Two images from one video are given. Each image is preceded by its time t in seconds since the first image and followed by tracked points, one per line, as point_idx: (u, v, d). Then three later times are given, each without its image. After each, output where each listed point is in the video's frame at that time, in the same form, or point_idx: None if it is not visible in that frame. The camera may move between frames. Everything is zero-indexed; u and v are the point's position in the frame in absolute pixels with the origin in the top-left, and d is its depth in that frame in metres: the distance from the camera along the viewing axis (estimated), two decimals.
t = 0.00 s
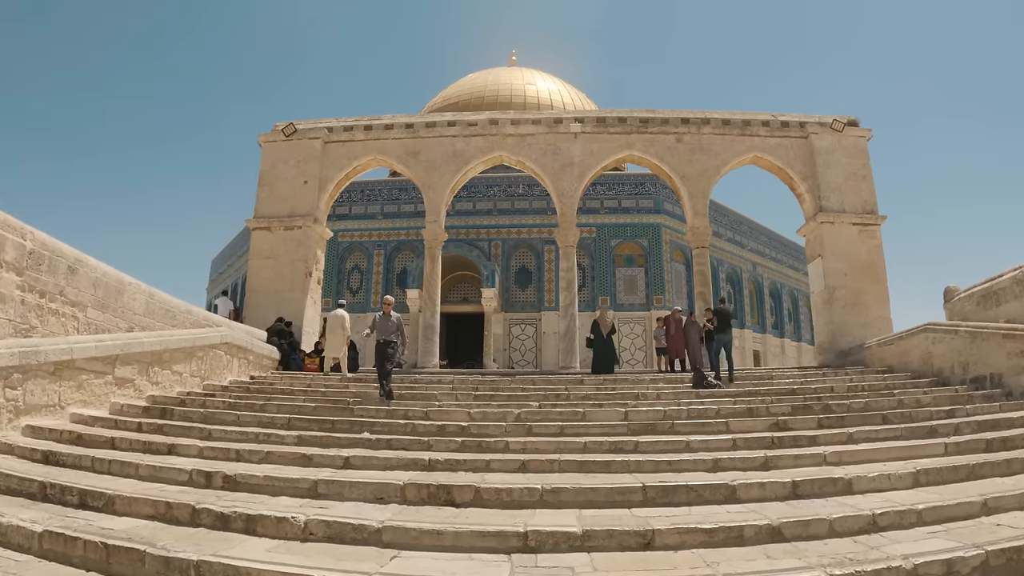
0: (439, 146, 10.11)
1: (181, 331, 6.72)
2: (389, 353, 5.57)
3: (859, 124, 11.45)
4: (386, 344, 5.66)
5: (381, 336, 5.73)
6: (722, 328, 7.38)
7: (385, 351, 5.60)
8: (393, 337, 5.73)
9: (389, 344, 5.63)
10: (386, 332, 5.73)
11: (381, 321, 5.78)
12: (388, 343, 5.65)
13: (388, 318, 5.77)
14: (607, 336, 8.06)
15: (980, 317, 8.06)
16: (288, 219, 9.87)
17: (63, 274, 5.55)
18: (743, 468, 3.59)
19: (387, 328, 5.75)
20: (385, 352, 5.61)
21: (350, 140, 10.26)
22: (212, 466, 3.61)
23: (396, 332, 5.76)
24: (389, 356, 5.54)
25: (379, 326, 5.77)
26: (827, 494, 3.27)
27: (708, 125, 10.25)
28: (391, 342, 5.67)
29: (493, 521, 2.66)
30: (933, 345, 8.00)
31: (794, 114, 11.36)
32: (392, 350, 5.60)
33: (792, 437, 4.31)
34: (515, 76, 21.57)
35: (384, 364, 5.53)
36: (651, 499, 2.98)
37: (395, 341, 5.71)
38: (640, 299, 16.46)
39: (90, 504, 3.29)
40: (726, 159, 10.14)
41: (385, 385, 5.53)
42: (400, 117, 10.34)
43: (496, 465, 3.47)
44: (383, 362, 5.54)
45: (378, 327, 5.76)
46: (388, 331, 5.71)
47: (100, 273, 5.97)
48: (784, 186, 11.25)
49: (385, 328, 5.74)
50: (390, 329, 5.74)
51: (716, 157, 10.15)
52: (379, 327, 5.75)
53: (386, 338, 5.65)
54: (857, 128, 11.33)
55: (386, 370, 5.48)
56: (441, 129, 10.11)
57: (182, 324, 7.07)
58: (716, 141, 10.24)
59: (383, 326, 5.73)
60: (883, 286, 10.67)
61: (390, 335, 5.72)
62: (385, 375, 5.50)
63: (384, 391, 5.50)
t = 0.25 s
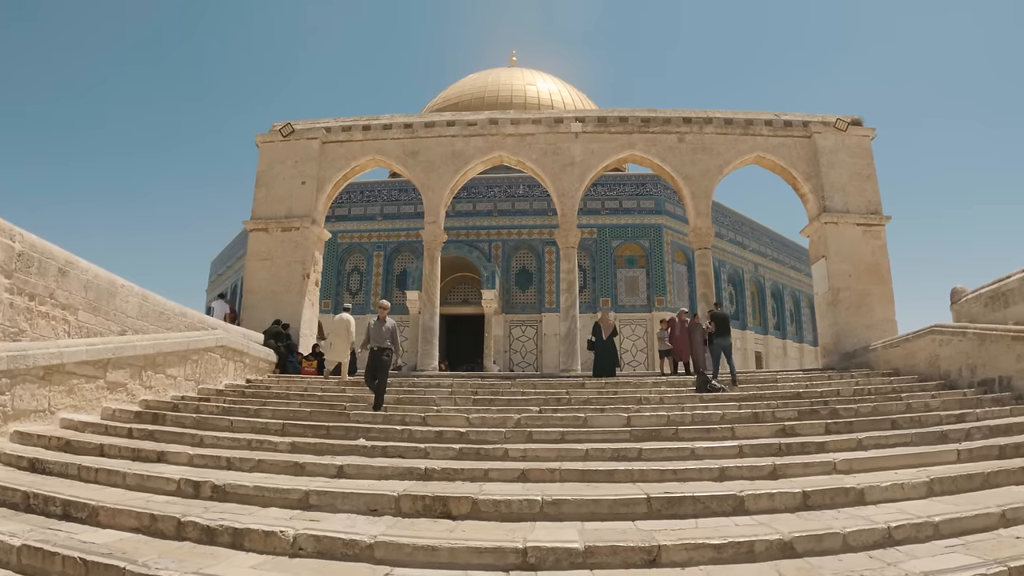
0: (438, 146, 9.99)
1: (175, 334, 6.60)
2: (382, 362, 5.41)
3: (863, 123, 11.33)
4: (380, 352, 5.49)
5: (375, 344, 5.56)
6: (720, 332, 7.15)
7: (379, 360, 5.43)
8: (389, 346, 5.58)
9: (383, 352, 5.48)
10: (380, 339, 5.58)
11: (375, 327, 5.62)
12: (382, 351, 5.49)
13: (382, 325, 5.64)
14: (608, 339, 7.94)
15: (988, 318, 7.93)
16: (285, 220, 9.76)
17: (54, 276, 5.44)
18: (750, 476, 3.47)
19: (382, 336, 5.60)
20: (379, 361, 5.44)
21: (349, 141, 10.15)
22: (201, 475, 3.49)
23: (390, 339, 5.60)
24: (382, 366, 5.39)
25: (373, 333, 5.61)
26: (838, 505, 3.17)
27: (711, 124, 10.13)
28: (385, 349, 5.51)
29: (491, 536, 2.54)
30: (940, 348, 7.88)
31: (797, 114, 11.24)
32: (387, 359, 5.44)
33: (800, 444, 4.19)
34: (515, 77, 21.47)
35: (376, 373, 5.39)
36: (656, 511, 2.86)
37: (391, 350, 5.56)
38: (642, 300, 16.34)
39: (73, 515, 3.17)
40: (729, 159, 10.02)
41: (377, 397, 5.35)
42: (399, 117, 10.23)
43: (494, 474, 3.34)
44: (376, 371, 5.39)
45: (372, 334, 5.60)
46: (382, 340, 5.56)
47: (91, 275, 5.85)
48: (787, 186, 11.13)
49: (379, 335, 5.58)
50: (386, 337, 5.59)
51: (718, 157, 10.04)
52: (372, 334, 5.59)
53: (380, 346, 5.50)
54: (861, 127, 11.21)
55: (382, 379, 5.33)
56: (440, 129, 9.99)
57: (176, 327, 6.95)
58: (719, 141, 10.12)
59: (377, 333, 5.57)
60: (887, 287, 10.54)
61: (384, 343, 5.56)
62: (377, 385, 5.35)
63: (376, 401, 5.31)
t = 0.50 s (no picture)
0: (437, 142, 9.84)
1: (168, 333, 6.46)
2: (376, 358, 5.21)
3: (868, 119, 11.17)
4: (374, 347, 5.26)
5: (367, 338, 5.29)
6: (719, 330, 6.84)
7: (372, 355, 5.22)
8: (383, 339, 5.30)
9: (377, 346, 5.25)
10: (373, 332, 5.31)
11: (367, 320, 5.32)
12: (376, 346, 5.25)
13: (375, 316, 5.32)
14: (611, 338, 7.78)
15: (999, 316, 7.76)
16: (282, 217, 9.61)
17: (41, 272, 5.29)
18: (762, 479, 3.31)
19: (375, 329, 5.31)
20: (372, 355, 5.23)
21: (347, 137, 10.00)
22: (185, 478, 3.34)
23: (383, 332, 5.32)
24: (376, 362, 5.21)
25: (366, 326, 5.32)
26: (856, 508, 3.02)
27: (714, 120, 9.96)
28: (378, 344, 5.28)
29: (488, 543, 2.39)
30: (950, 346, 7.71)
31: (802, 109, 11.08)
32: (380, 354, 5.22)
33: (812, 444, 4.03)
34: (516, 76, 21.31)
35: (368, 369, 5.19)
36: (664, 516, 2.70)
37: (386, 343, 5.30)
38: (643, 299, 16.17)
39: (49, 519, 3.02)
40: (733, 155, 9.86)
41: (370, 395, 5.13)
42: (398, 113, 10.08)
43: (493, 477, 3.19)
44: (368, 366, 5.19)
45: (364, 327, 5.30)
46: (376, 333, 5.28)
47: (81, 272, 5.71)
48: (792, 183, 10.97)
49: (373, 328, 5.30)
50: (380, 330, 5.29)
51: (722, 153, 9.87)
52: (365, 327, 5.29)
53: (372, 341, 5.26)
54: (866, 123, 11.04)
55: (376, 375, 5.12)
56: (439, 125, 9.84)
57: (169, 325, 6.81)
58: (722, 137, 9.96)
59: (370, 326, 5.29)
60: (894, 285, 10.37)
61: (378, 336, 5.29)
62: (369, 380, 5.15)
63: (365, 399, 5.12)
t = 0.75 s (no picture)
0: (436, 142, 9.68)
1: (160, 336, 6.30)
2: (367, 361, 5.03)
3: (874, 117, 11.00)
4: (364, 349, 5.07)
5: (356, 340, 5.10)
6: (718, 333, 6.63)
7: (362, 357, 5.04)
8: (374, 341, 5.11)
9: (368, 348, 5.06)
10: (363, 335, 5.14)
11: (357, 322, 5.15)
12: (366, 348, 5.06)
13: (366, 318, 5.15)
14: (614, 341, 7.61)
15: (1011, 318, 7.59)
16: (279, 218, 9.45)
17: (27, 275, 5.14)
18: (776, 492, 3.14)
19: (365, 331, 5.12)
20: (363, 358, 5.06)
21: (345, 137, 9.84)
22: (170, 492, 3.19)
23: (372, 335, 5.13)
24: (366, 365, 5.04)
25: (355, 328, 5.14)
26: (877, 525, 2.87)
27: (718, 118, 9.80)
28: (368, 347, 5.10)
29: (487, 567, 2.24)
30: (961, 349, 7.54)
31: (807, 108, 10.92)
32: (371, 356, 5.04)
33: (825, 453, 3.87)
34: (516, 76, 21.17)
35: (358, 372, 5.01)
36: (675, 536, 2.54)
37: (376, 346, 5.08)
38: (645, 301, 16.01)
39: (24, 537, 2.86)
40: (737, 154, 9.70)
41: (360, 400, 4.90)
42: (397, 112, 9.93)
43: (493, 491, 3.02)
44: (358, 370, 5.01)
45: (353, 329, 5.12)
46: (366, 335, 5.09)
47: (69, 274, 5.56)
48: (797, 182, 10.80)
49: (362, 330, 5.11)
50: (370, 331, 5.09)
51: (726, 152, 9.71)
52: (354, 330, 5.10)
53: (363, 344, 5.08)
54: (872, 122, 10.88)
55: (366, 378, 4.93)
56: (438, 124, 9.68)
57: (162, 329, 6.66)
58: (727, 136, 9.80)
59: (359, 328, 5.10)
60: (901, 286, 10.20)
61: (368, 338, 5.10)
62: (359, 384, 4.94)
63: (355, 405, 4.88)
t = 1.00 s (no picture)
0: (436, 143, 9.54)
1: (153, 342, 6.19)
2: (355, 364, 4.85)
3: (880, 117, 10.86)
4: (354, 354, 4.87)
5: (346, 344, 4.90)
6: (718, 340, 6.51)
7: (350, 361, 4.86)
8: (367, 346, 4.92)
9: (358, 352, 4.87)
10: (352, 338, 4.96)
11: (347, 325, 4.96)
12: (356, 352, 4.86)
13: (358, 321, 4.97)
14: (617, 345, 7.46)
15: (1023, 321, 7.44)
16: (277, 220, 9.31)
17: (15, 280, 5.02)
18: (792, 510, 3.00)
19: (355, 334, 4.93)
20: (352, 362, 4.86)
21: (343, 138, 9.71)
22: (155, 511, 3.05)
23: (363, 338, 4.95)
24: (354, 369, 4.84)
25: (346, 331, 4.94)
26: (899, 545, 2.72)
27: (722, 119, 9.66)
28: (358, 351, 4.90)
29: None
30: (972, 352, 7.38)
31: (812, 108, 10.79)
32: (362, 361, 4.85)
33: (840, 465, 3.73)
34: (517, 76, 21.05)
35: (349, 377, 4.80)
36: (687, 559, 2.42)
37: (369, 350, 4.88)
38: (648, 303, 15.86)
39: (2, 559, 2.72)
40: (742, 155, 9.55)
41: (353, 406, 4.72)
42: (396, 113, 9.80)
43: (495, 510, 2.88)
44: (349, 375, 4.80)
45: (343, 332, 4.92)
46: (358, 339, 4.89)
47: (58, 280, 5.46)
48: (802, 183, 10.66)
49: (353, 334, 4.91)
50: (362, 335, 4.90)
51: (730, 153, 9.57)
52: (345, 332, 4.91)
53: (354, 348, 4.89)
54: (878, 121, 10.74)
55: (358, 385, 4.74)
56: (438, 125, 9.54)
57: (155, 335, 6.54)
58: (731, 136, 9.65)
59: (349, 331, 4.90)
60: (908, 288, 10.05)
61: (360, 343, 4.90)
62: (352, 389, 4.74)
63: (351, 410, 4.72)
